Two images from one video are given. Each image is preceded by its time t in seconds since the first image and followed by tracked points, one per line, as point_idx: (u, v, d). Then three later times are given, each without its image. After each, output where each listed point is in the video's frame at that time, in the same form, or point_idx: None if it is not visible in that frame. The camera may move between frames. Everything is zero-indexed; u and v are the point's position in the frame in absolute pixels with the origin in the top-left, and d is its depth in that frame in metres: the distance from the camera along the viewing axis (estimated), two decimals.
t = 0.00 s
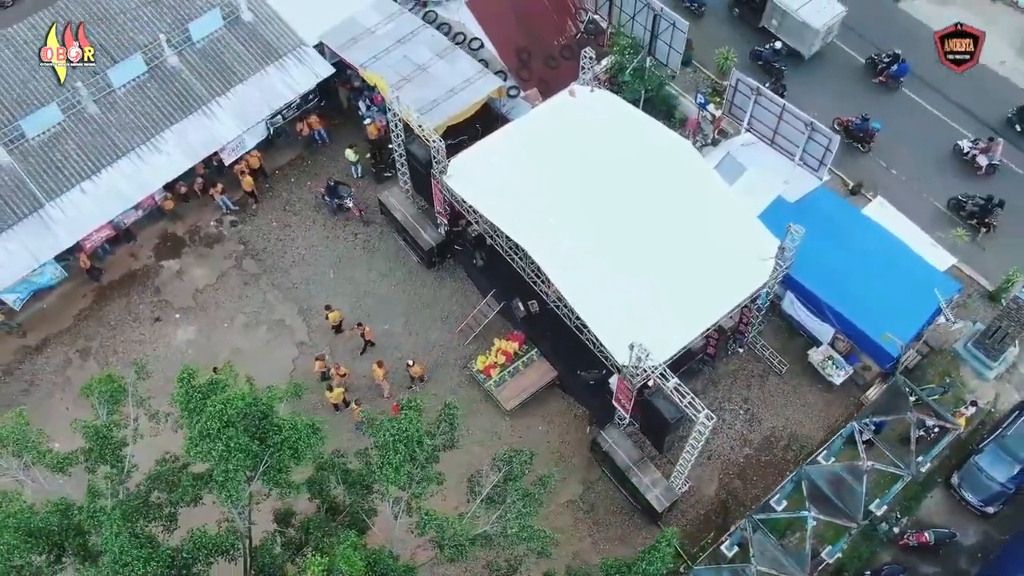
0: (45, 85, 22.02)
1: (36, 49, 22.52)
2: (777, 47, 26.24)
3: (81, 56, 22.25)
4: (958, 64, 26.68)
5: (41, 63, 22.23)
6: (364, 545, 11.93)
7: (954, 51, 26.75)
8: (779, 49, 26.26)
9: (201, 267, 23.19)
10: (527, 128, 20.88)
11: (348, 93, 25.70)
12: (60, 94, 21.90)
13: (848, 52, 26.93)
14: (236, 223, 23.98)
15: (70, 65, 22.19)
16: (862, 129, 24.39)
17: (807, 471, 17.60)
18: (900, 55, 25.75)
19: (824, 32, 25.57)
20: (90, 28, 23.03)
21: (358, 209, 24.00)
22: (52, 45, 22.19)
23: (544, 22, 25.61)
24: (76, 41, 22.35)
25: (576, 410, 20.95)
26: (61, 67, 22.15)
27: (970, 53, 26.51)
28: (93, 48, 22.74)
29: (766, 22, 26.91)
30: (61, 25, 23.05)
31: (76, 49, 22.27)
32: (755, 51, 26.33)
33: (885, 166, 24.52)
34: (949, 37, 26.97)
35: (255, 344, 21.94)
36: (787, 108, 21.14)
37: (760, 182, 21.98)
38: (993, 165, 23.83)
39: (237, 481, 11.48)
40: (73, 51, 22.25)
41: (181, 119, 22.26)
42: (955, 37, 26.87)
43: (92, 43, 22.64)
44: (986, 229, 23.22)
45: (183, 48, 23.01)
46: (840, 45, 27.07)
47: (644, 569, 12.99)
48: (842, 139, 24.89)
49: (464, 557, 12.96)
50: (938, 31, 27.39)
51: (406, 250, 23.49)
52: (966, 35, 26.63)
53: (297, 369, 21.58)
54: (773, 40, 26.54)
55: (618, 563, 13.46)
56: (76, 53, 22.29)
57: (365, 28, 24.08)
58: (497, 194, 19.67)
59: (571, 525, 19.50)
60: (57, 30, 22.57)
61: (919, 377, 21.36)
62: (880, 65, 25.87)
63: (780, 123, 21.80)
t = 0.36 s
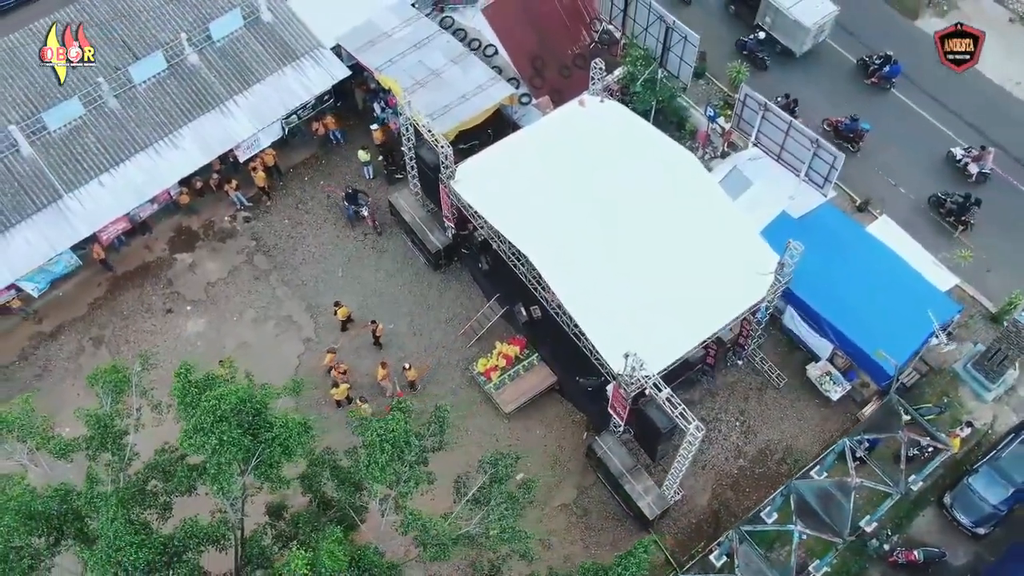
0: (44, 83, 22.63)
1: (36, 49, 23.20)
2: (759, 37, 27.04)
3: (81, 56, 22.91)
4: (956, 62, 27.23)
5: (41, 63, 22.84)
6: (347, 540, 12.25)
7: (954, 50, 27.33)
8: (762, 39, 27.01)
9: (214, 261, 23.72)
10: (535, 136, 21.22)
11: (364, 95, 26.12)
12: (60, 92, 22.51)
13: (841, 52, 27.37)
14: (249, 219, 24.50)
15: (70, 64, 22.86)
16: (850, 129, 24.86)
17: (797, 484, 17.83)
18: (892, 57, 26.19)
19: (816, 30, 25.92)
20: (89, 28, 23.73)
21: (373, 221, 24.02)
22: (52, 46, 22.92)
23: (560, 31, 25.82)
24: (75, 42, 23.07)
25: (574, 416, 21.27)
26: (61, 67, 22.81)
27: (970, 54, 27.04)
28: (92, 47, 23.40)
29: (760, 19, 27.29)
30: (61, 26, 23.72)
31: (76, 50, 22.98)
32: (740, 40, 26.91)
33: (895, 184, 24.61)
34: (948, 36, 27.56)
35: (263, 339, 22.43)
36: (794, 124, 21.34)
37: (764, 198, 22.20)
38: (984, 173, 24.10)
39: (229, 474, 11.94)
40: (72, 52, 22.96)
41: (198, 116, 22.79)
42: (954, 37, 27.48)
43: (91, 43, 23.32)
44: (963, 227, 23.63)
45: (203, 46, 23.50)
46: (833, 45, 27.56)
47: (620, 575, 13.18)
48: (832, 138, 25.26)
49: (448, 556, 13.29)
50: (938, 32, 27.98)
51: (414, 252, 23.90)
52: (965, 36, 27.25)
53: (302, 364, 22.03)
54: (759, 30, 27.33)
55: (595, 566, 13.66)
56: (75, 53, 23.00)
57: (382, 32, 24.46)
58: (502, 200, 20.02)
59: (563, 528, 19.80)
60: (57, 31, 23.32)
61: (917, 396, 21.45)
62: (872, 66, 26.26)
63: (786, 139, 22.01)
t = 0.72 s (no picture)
0: (44, 82, 22.98)
1: (36, 48, 23.50)
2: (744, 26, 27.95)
3: (81, 56, 23.31)
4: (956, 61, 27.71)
5: (41, 63, 23.18)
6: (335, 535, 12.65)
7: (954, 50, 27.80)
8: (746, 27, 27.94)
9: (226, 256, 24.23)
10: (543, 143, 21.53)
11: (379, 97, 26.55)
12: (60, 91, 22.87)
13: (832, 48, 28.02)
14: (262, 215, 25.00)
15: (70, 65, 23.24)
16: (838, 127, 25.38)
17: (787, 497, 18.12)
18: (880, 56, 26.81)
19: (806, 26, 26.82)
20: (88, 29, 24.09)
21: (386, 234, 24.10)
22: (51, 45, 23.23)
23: (574, 39, 25.91)
24: (75, 41, 23.42)
25: (573, 420, 21.58)
26: (61, 67, 23.17)
27: (969, 55, 27.52)
28: (92, 47, 23.77)
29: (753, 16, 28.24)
30: (61, 26, 24.04)
31: (76, 50, 23.36)
32: (725, 28, 27.95)
33: (903, 202, 24.70)
34: (948, 36, 28.05)
35: (271, 333, 22.91)
36: (800, 140, 21.87)
37: (768, 211, 22.45)
38: (972, 178, 24.53)
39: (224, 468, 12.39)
40: (72, 52, 23.32)
41: (215, 114, 23.32)
42: (954, 37, 27.97)
43: (91, 43, 23.68)
44: (945, 224, 24.03)
45: (224, 46, 24.03)
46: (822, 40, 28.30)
47: None
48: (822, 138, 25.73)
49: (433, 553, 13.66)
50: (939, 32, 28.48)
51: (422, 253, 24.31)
52: (965, 36, 27.73)
53: (307, 360, 22.48)
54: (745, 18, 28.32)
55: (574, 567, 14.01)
56: (76, 53, 23.37)
57: (398, 36, 24.83)
58: (507, 206, 20.37)
59: (556, 531, 20.11)
60: (56, 30, 23.62)
61: (915, 414, 21.56)
62: (861, 66, 26.89)
63: (792, 154, 22.53)
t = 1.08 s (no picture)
0: (44, 81, 23.40)
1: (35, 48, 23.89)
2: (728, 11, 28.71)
3: (82, 56, 23.78)
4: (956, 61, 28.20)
5: (41, 63, 23.60)
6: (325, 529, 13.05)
7: (955, 50, 28.33)
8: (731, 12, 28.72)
9: (238, 251, 24.72)
10: (551, 150, 21.83)
11: (394, 99, 26.92)
12: (60, 90, 23.32)
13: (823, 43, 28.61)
14: (275, 213, 25.47)
15: (70, 64, 23.68)
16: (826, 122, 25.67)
17: (777, 508, 18.43)
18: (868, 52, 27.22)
19: (795, 18, 27.34)
20: (87, 29, 24.52)
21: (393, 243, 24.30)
22: (51, 45, 23.59)
23: (586, 47, 26.04)
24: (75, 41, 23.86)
25: (571, 424, 21.88)
26: (61, 67, 23.60)
27: (969, 55, 28.03)
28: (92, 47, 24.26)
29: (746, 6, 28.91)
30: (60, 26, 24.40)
31: (76, 50, 23.79)
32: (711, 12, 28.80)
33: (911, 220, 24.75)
34: (948, 36, 28.60)
35: (279, 329, 23.37)
36: (804, 155, 21.88)
37: (773, 225, 22.67)
38: (960, 179, 24.97)
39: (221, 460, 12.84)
40: (72, 51, 23.76)
41: (231, 112, 23.81)
42: (954, 37, 28.51)
43: (90, 43, 24.17)
44: (927, 217, 24.49)
45: (242, 45, 24.48)
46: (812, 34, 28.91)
47: None
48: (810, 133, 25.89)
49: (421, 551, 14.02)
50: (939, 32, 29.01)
51: (430, 255, 24.68)
52: (965, 37, 28.27)
53: (313, 356, 22.92)
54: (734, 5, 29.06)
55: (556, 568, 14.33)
56: (76, 53, 23.81)
57: (413, 40, 25.14)
58: (513, 211, 20.69)
59: (551, 533, 20.42)
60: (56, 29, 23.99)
61: (912, 430, 21.67)
62: (849, 62, 27.31)
63: (798, 169, 22.55)
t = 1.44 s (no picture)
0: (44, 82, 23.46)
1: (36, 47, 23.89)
2: None
3: (82, 56, 23.81)
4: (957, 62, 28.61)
5: (40, 63, 23.62)
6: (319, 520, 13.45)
7: (955, 49, 28.75)
8: None
9: (250, 245, 25.19)
10: (560, 156, 22.10)
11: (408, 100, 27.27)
12: (60, 91, 23.35)
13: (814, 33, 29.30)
14: (288, 208, 25.91)
15: (71, 65, 23.73)
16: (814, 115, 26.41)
17: (769, 517, 18.68)
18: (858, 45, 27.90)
19: (786, 8, 28.07)
20: (88, 29, 24.53)
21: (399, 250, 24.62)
22: (51, 45, 23.53)
23: (599, 54, 26.26)
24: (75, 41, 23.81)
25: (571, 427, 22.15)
26: (61, 67, 23.63)
27: (968, 54, 28.42)
28: (93, 47, 24.25)
29: None
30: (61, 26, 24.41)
31: (77, 50, 23.80)
32: None
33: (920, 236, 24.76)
34: (948, 36, 29.02)
35: (287, 323, 23.80)
36: (811, 169, 22.10)
37: (778, 237, 22.84)
38: (949, 176, 25.35)
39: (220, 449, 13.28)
40: (72, 52, 23.75)
41: (248, 109, 24.28)
42: (954, 37, 28.89)
43: (91, 43, 24.17)
44: (912, 209, 24.98)
45: (261, 44, 24.96)
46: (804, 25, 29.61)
47: None
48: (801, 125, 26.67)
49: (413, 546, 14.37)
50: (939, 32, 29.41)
51: (439, 255, 25.02)
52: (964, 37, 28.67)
53: (320, 350, 23.34)
54: None
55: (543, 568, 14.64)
56: (76, 53, 23.83)
57: (429, 43, 25.49)
58: (520, 216, 20.98)
59: (546, 534, 20.70)
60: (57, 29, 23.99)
61: (910, 445, 21.77)
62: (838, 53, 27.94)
63: (804, 181, 22.77)
